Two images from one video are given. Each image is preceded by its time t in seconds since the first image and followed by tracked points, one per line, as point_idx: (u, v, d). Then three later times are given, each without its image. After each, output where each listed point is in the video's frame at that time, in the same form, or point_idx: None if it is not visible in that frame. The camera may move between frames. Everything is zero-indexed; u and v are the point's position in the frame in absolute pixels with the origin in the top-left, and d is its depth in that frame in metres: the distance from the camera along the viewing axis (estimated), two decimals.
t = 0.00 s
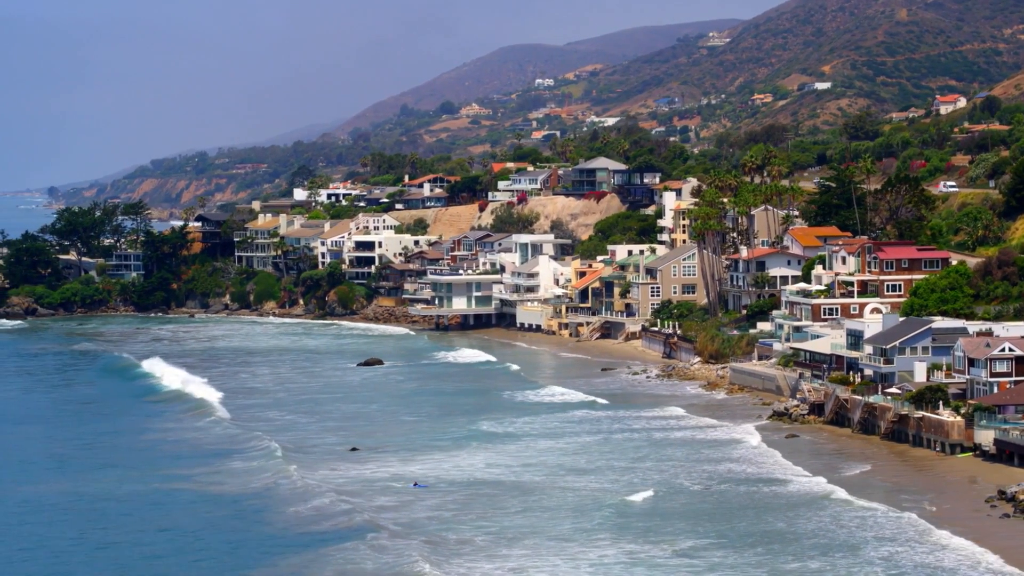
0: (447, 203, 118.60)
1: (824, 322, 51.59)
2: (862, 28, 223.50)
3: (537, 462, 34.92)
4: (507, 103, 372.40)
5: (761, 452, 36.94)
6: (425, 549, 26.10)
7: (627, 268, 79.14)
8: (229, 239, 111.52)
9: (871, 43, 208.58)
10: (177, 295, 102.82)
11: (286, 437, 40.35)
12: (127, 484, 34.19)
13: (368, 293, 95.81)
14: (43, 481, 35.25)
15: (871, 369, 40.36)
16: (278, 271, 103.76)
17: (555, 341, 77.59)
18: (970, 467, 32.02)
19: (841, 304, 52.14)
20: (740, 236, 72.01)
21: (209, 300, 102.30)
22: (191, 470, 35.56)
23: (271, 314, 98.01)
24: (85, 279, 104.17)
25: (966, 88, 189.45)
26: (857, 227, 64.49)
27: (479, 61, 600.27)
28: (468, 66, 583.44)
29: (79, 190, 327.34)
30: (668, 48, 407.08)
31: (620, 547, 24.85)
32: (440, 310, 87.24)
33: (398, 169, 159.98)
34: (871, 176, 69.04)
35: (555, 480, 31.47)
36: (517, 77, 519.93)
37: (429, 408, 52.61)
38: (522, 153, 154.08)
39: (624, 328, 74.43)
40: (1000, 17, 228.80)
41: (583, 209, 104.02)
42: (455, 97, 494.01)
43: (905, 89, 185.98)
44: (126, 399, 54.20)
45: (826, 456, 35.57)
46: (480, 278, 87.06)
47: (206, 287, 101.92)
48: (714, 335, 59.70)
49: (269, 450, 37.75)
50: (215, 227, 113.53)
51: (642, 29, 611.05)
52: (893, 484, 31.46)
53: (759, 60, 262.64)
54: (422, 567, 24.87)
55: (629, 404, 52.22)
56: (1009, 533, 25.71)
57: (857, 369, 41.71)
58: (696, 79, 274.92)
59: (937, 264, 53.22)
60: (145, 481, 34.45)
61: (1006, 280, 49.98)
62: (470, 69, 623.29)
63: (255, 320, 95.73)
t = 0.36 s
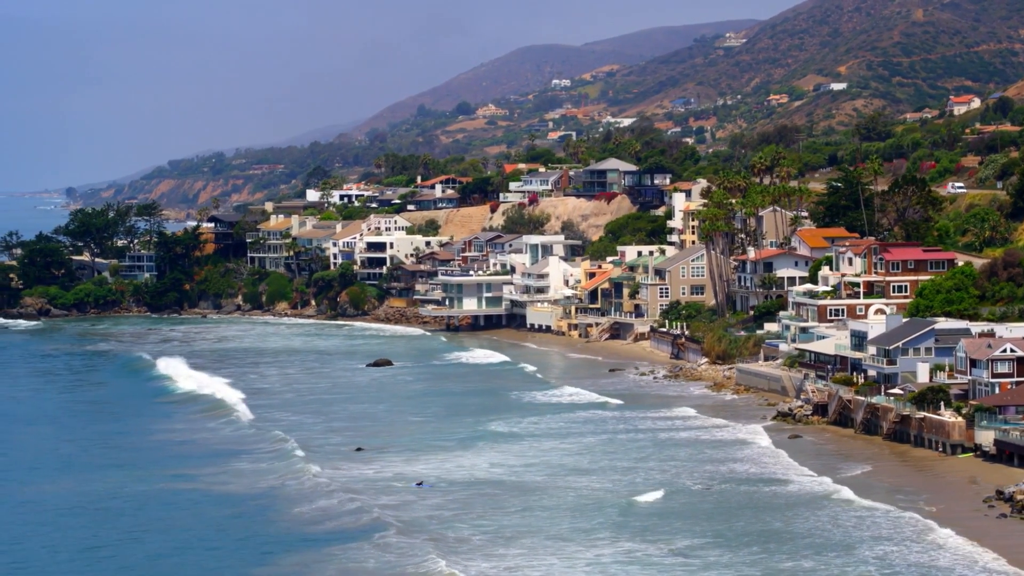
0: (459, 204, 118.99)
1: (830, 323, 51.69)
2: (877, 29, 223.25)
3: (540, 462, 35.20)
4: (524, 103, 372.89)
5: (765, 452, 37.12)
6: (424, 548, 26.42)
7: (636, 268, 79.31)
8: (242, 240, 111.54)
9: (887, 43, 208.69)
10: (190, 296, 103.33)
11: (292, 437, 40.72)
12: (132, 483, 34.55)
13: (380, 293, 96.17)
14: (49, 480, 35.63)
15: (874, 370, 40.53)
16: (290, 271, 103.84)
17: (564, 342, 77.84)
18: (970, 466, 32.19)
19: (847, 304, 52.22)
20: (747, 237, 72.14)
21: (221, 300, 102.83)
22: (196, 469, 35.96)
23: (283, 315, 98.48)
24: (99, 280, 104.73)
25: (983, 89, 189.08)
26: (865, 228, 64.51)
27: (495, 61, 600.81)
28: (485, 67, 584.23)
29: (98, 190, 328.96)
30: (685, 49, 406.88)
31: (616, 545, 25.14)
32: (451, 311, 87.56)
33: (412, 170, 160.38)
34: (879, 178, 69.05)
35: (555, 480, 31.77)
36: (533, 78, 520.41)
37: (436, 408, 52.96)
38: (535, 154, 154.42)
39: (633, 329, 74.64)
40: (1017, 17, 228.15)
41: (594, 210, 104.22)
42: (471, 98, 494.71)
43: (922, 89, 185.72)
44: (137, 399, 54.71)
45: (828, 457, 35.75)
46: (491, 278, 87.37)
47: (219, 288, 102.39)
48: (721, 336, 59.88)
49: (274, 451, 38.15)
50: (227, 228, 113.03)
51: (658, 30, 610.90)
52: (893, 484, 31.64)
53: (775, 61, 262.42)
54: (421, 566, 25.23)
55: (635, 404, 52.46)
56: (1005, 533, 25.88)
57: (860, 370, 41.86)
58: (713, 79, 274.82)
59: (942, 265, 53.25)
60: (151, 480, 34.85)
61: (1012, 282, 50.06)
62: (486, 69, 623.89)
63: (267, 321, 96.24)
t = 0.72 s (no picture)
0: (472, 205, 119.33)
1: (836, 323, 51.79)
2: (896, 29, 222.87)
3: (543, 461, 35.47)
4: (542, 104, 373.24)
5: (767, 451, 37.31)
6: (422, 546, 26.71)
7: (646, 269, 79.45)
8: (255, 240, 111.70)
9: (905, 43, 208.51)
10: (204, 296, 103.59)
11: (298, 438, 41.07)
12: (136, 483, 34.88)
13: (392, 294, 96.41)
14: (57, 479, 36.04)
15: (878, 370, 40.69)
16: (303, 272, 104.07)
17: (574, 342, 78.08)
18: (970, 466, 32.36)
19: (854, 305, 52.29)
20: (756, 237, 72.26)
21: (235, 300, 103.33)
22: (202, 468, 36.35)
23: (296, 316, 98.94)
24: (113, 280, 105.32)
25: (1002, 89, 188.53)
26: (873, 229, 64.56)
27: (513, 61, 601.39)
28: (503, 68, 585.08)
29: (118, 190, 330.54)
30: (704, 49, 406.68)
31: (611, 544, 25.36)
32: (462, 311, 87.87)
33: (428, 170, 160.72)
34: (887, 177, 68.97)
35: (555, 480, 32.02)
36: (551, 78, 520.70)
37: (444, 408, 53.28)
38: (550, 154, 154.61)
39: (642, 329, 74.81)
40: None
41: (606, 210, 104.36)
42: (490, 98, 495.25)
43: (940, 89, 185.30)
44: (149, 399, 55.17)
45: (830, 456, 35.94)
46: (502, 279, 87.68)
47: (233, 288, 102.73)
48: (728, 336, 60.04)
49: (280, 451, 38.52)
50: (241, 229, 113.56)
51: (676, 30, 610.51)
52: (893, 483, 31.81)
53: (793, 61, 262.03)
54: (417, 565, 25.54)
55: (642, 404, 52.68)
56: (999, 533, 26.04)
57: (864, 370, 42.01)
58: (731, 79, 274.67)
59: (948, 266, 53.09)
60: (158, 478, 35.23)
61: (1017, 282, 50.17)
62: (504, 69, 624.34)
63: (280, 321, 96.70)
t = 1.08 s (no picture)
0: (483, 205, 119.62)
1: (840, 324, 51.93)
2: (913, 29, 222.42)
3: (544, 460, 35.70)
4: (559, 104, 373.40)
5: (767, 451, 37.50)
6: (421, 545, 27.03)
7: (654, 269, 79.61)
8: (267, 240, 111.64)
9: (921, 43, 208.37)
10: (216, 296, 104.21)
11: (302, 439, 41.38)
12: (140, 482, 35.21)
13: (403, 294, 96.76)
14: (62, 479, 36.39)
15: (879, 370, 40.85)
16: (315, 272, 104.45)
17: (582, 342, 78.32)
18: (968, 465, 32.54)
19: (858, 306, 52.43)
20: (763, 238, 72.37)
21: (246, 300, 103.78)
22: (206, 467, 36.68)
23: (307, 316, 99.36)
24: (126, 280, 105.87)
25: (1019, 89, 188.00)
26: (879, 230, 64.59)
27: (529, 61, 601.84)
28: (519, 68, 585.65)
29: (136, 191, 331.85)
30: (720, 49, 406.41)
31: (607, 542, 25.61)
32: (472, 311, 88.20)
33: (441, 170, 161.10)
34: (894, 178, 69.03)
35: (556, 480, 32.27)
36: (567, 79, 520.83)
37: (451, 408, 53.56)
38: (562, 154, 154.85)
39: (650, 329, 75.02)
40: None
41: (616, 211, 104.56)
42: (506, 98, 495.74)
43: (956, 89, 184.87)
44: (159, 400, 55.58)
45: (830, 455, 36.11)
46: (511, 279, 87.98)
47: (244, 289, 103.29)
48: (734, 337, 60.22)
49: (284, 451, 38.84)
50: (253, 229, 113.37)
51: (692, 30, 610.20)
52: (891, 483, 31.99)
53: (809, 61, 261.70)
54: (413, 564, 25.87)
55: (648, 404, 52.88)
56: (991, 533, 26.24)
57: (866, 371, 42.16)
58: (747, 79, 274.52)
59: (953, 267, 53.30)
60: (161, 478, 35.56)
61: (1021, 282, 50.32)
62: (520, 69, 624.67)
63: (292, 321, 97.14)
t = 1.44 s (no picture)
0: (493, 206, 119.86)
1: (844, 324, 52.06)
2: (928, 29, 221.91)
3: (544, 459, 35.96)
4: (576, 104, 373.16)
5: (766, 450, 37.68)
6: (421, 544, 27.37)
7: (662, 269, 79.71)
8: (278, 241, 112.16)
9: (937, 43, 207.91)
10: (227, 296, 104.65)
11: (306, 439, 41.70)
12: (143, 481, 35.56)
13: (413, 294, 97.12)
14: (66, 477, 36.78)
15: (880, 370, 41.00)
16: (326, 272, 104.83)
17: (590, 342, 78.49)
18: (966, 465, 32.72)
19: (863, 306, 52.55)
20: (769, 238, 72.45)
21: (258, 300, 104.13)
22: (209, 466, 37.01)
23: (318, 316, 99.72)
24: (137, 280, 106.33)
25: None
26: (885, 230, 64.67)
27: (544, 62, 602.21)
28: (535, 69, 585.84)
29: (153, 190, 332.57)
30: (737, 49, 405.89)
31: (601, 540, 25.89)
32: (481, 311, 88.46)
33: (454, 170, 161.27)
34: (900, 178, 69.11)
35: (555, 479, 32.56)
36: (583, 78, 520.81)
37: (456, 407, 53.81)
38: (575, 154, 154.90)
39: (657, 329, 75.20)
40: None
41: (625, 211, 104.74)
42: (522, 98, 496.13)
43: (972, 88, 184.40)
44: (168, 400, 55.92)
45: (829, 455, 36.31)
46: (520, 279, 88.22)
47: (256, 288, 103.68)
48: (740, 337, 60.33)
49: (288, 450, 39.16)
50: (264, 229, 113.95)
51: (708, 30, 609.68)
52: (887, 482, 32.21)
53: (824, 61, 261.22)
54: (411, 563, 26.25)
55: (653, 403, 53.05)
56: (984, 531, 26.48)
57: (868, 370, 42.28)
58: (763, 79, 274.23)
59: (957, 267, 53.43)
60: (164, 476, 35.91)
61: None
62: (535, 70, 624.39)
63: (304, 321, 97.46)
